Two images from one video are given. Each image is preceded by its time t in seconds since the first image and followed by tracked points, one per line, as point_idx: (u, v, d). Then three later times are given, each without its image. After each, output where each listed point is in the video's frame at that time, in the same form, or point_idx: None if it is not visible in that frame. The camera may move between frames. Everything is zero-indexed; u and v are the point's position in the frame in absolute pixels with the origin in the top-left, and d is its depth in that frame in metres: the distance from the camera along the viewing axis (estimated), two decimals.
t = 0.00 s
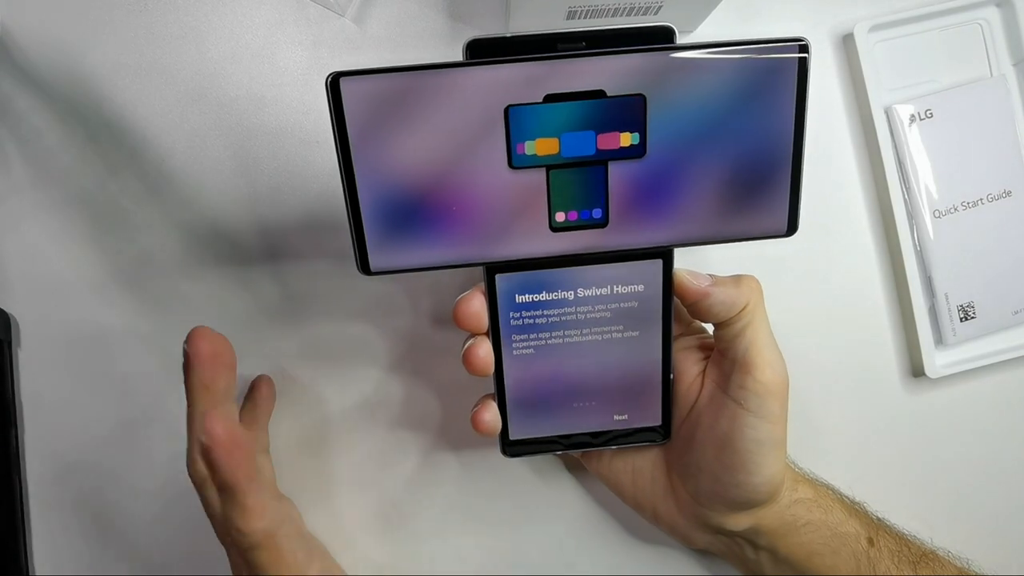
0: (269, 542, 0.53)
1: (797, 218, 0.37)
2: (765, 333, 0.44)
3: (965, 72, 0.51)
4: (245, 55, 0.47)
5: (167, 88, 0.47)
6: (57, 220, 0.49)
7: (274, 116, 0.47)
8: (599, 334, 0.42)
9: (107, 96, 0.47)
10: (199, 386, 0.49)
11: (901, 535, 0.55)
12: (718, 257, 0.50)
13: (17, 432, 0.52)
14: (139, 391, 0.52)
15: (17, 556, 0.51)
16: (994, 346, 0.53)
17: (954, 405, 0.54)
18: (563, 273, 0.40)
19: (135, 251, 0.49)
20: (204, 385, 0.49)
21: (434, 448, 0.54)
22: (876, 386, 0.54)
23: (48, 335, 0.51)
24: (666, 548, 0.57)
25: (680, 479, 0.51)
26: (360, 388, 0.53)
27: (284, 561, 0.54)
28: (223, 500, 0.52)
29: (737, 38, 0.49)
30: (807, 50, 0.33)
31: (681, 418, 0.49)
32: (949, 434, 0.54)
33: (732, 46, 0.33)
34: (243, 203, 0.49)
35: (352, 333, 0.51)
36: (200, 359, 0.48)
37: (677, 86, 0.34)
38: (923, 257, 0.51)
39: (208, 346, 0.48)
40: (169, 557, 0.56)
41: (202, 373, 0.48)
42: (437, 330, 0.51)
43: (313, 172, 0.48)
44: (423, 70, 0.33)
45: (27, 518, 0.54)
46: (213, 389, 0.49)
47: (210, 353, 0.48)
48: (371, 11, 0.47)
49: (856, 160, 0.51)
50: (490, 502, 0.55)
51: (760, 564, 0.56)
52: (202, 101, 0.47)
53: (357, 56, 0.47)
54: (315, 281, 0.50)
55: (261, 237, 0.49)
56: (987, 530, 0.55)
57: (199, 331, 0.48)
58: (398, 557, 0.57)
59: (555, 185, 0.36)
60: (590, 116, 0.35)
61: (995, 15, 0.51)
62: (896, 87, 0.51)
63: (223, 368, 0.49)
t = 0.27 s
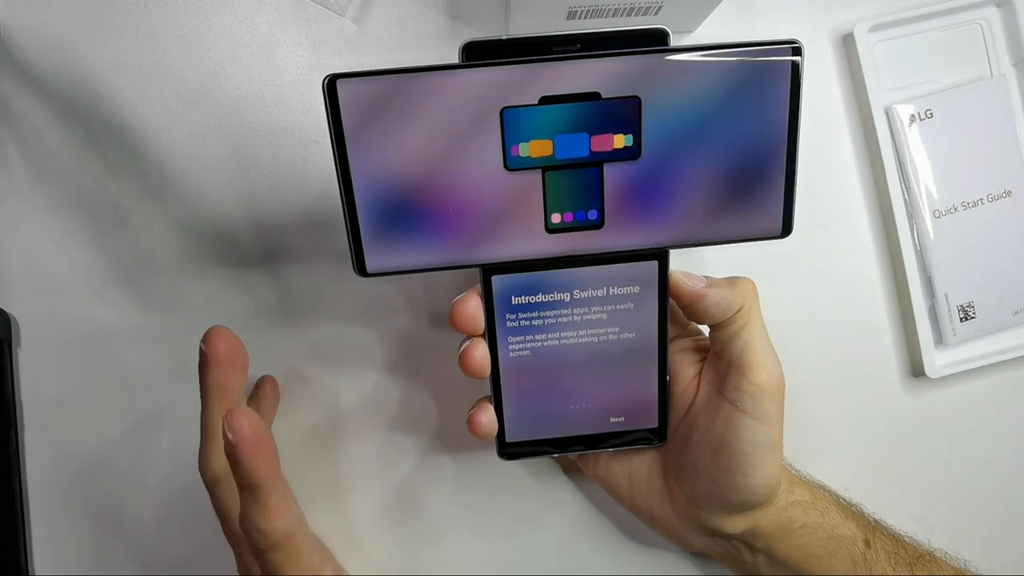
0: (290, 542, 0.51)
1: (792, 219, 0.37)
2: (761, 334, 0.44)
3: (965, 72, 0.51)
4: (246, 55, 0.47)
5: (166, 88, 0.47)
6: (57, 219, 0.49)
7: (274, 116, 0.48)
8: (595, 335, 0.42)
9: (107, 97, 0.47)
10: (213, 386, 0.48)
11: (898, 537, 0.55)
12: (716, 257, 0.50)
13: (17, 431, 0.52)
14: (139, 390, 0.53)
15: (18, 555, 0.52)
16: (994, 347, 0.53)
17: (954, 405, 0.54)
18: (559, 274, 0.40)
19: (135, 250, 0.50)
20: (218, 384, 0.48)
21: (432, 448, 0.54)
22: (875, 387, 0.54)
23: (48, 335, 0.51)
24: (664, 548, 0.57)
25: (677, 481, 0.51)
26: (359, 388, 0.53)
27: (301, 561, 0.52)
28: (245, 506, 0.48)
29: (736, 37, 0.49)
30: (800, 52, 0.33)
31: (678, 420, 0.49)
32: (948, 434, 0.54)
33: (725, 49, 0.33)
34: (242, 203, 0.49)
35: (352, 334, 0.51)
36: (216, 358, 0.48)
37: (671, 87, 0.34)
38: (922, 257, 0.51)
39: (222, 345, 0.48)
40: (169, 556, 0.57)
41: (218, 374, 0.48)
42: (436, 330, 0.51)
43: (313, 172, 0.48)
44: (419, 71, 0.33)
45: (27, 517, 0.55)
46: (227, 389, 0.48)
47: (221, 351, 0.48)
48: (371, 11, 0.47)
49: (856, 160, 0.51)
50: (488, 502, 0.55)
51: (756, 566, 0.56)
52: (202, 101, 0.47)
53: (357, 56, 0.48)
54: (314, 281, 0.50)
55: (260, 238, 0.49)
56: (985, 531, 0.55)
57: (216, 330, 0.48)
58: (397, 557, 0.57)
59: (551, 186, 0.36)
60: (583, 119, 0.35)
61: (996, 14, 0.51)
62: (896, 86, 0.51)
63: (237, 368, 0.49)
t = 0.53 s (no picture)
0: (265, 536, 0.53)
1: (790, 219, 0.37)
2: (760, 333, 0.44)
3: (965, 72, 0.51)
4: (246, 55, 0.47)
5: (167, 88, 0.47)
6: (57, 219, 0.49)
7: (274, 116, 0.48)
8: (595, 334, 0.42)
9: (107, 97, 0.47)
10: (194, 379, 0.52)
11: (898, 535, 0.55)
12: (716, 257, 0.50)
13: (17, 431, 0.52)
14: (138, 390, 0.53)
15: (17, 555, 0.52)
16: (994, 347, 0.53)
17: (954, 405, 0.54)
18: (559, 274, 0.40)
19: (135, 250, 0.50)
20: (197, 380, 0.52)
21: (432, 448, 0.54)
22: (875, 386, 0.54)
23: (48, 335, 0.51)
24: (664, 548, 0.57)
25: (677, 480, 0.51)
26: (359, 388, 0.53)
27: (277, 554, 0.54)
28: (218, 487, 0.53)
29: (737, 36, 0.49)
30: (798, 52, 0.34)
31: (677, 419, 0.49)
32: (949, 434, 0.54)
33: (722, 49, 0.34)
34: (242, 203, 0.49)
35: (351, 334, 0.51)
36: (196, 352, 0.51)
37: (670, 86, 0.35)
38: (922, 256, 0.51)
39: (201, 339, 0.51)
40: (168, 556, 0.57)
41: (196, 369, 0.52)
42: (435, 330, 0.51)
43: (313, 173, 0.48)
44: (419, 71, 0.33)
45: (27, 517, 0.55)
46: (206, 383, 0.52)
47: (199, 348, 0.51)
48: (371, 11, 0.47)
49: (856, 160, 0.51)
50: (488, 502, 0.55)
51: (756, 565, 0.56)
52: (202, 101, 0.47)
53: (357, 56, 0.48)
54: (314, 281, 0.50)
55: (260, 238, 0.49)
56: (986, 531, 0.55)
57: (193, 325, 0.51)
58: (397, 557, 0.57)
59: (551, 185, 0.36)
60: (583, 118, 0.35)
61: (995, 15, 0.51)
62: (896, 86, 0.51)
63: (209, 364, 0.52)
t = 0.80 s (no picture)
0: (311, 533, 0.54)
1: (788, 214, 0.37)
2: (759, 328, 0.44)
3: (965, 72, 0.51)
4: (245, 55, 0.47)
5: (167, 88, 0.47)
6: (57, 219, 0.49)
7: (274, 116, 0.48)
8: (594, 331, 0.42)
9: (107, 96, 0.47)
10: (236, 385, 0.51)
11: (898, 531, 0.55)
12: (716, 256, 0.50)
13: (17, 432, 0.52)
14: (138, 390, 0.53)
15: (17, 555, 0.52)
16: (995, 347, 0.53)
17: (954, 405, 0.54)
18: (558, 270, 0.40)
19: (135, 250, 0.50)
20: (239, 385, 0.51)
21: (431, 447, 0.54)
22: (876, 387, 0.54)
23: (48, 335, 0.51)
24: (665, 547, 0.57)
25: (677, 478, 0.51)
26: (358, 387, 0.53)
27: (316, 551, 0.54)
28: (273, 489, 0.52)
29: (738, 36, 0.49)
30: (795, 49, 0.34)
31: (677, 416, 0.49)
32: (949, 434, 0.54)
33: (720, 45, 0.34)
34: (242, 202, 0.49)
35: (351, 332, 0.51)
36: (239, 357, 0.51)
37: (668, 81, 0.35)
38: (922, 256, 0.51)
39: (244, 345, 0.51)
40: (168, 557, 0.57)
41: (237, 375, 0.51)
42: (435, 329, 0.51)
43: (313, 172, 0.48)
44: (418, 68, 0.33)
45: (26, 517, 0.55)
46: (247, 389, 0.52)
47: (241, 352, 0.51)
48: (371, 11, 0.47)
49: (856, 160, 0.51)
50: (488, 502, 0.55)
51: (756, 562, 0.56)
52: (203, 101, 0.47)
53: (357, 55, 0.48)
54: (314, 281, 0.50)
55: (259, 237, 0.50)
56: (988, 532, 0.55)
57: (233, 328, 0.51)
58: (396, 557, 0.57)
59: (550, 181, 0.36)
60: (582, 113, 0.35)
61: (995, 15, 0.51)
62: (895, 87, 0.51)
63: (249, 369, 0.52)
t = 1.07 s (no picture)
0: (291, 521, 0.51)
1: (788, 212, 0.37)
2: (759, 327, 0.44)
3: (965, 73, 0.51)
4: (245, 55, 0.47)
5: (167, 87, 0.47)
6: (57, 219, 0.49)
7: (274, 116, 0.48)
8: (593, 329, 0.42)
9: (107, 96, 0.47)
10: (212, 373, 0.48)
11: (897, 531, 0.55)
12: (716, 256, 0.50)
13: (17, 432, 0.52)
14: (137, 390, 0.53)
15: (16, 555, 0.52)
16: (995, 347, 0.53)
17: (954, 406, 0.54)
18: (557, 268, 0.40)
19: (135, 250, 0.50)
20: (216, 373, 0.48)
21: (431, 446, 0.54)
22: (875, 387, 0.53)
23: (48, 335, 0.51)
24: (664, 547, 0.57)
25: (676, 476, 0.51)
26: (358, 386, 0.53)
27: (302, 543, 0.52)
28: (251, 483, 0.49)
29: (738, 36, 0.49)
30: (793, 46, 0.34)
31: (676, 415, 0.49)
32: (948, 434, 0.54)
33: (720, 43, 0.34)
34: (241, 202, 0.49)
35: (351, 332, 0.52)
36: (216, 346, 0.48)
37: (667, 79, 0.35)
38: (922, 256, 0.51)
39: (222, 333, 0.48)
40: (168, 556, 0.57)
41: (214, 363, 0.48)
42: (434, 329, 0.51)
43: (313, 171, 0.48)
44: (416, 66, 0.33)
45: (26, 517, 0.55)
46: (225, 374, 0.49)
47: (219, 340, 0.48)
48: (371, 11, 0.48)
49: (856, 160, 0.51)
50: (487, 501, 0.55)
51: (756, 562, 0.56)
52: (203, 101, 0.47)
53: (357, 55, 0.48)
54: (313, 280, 0.50)
55: (259, 236, 0.50)
56: (989, 532, 0.55)
57: (212, 316, 0.48)
58: (396, 556, 0.57)
59: (549, 179, 0.36)
60: (581, 111, 0.35)
61: (995, 15, 0.51)
62: (895, 87, 0.51)
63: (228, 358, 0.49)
